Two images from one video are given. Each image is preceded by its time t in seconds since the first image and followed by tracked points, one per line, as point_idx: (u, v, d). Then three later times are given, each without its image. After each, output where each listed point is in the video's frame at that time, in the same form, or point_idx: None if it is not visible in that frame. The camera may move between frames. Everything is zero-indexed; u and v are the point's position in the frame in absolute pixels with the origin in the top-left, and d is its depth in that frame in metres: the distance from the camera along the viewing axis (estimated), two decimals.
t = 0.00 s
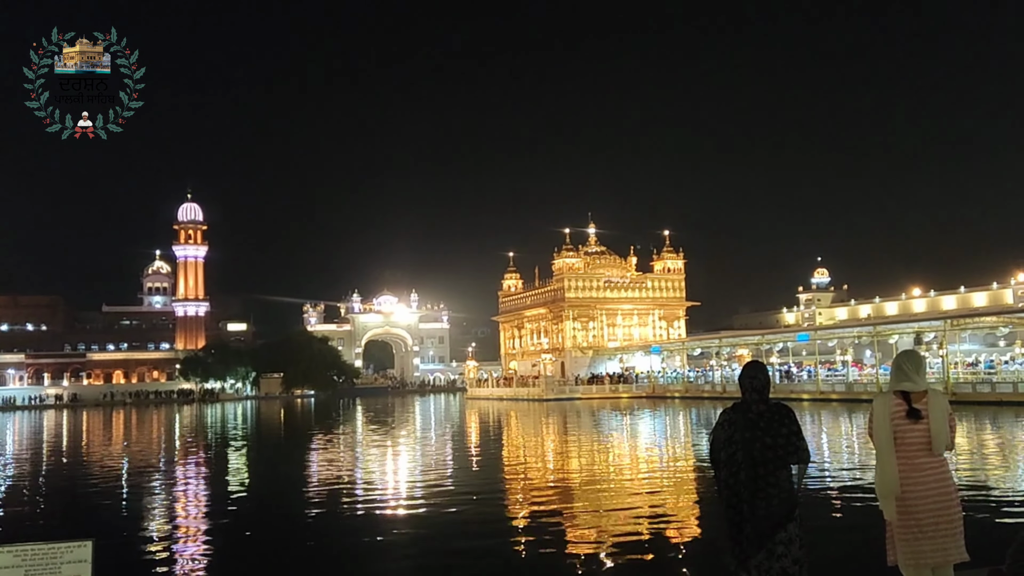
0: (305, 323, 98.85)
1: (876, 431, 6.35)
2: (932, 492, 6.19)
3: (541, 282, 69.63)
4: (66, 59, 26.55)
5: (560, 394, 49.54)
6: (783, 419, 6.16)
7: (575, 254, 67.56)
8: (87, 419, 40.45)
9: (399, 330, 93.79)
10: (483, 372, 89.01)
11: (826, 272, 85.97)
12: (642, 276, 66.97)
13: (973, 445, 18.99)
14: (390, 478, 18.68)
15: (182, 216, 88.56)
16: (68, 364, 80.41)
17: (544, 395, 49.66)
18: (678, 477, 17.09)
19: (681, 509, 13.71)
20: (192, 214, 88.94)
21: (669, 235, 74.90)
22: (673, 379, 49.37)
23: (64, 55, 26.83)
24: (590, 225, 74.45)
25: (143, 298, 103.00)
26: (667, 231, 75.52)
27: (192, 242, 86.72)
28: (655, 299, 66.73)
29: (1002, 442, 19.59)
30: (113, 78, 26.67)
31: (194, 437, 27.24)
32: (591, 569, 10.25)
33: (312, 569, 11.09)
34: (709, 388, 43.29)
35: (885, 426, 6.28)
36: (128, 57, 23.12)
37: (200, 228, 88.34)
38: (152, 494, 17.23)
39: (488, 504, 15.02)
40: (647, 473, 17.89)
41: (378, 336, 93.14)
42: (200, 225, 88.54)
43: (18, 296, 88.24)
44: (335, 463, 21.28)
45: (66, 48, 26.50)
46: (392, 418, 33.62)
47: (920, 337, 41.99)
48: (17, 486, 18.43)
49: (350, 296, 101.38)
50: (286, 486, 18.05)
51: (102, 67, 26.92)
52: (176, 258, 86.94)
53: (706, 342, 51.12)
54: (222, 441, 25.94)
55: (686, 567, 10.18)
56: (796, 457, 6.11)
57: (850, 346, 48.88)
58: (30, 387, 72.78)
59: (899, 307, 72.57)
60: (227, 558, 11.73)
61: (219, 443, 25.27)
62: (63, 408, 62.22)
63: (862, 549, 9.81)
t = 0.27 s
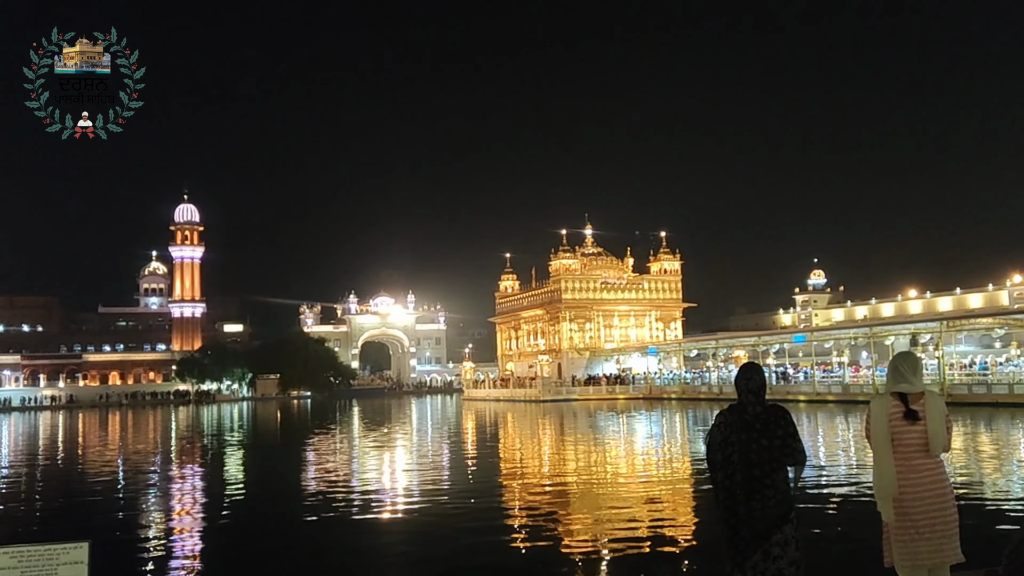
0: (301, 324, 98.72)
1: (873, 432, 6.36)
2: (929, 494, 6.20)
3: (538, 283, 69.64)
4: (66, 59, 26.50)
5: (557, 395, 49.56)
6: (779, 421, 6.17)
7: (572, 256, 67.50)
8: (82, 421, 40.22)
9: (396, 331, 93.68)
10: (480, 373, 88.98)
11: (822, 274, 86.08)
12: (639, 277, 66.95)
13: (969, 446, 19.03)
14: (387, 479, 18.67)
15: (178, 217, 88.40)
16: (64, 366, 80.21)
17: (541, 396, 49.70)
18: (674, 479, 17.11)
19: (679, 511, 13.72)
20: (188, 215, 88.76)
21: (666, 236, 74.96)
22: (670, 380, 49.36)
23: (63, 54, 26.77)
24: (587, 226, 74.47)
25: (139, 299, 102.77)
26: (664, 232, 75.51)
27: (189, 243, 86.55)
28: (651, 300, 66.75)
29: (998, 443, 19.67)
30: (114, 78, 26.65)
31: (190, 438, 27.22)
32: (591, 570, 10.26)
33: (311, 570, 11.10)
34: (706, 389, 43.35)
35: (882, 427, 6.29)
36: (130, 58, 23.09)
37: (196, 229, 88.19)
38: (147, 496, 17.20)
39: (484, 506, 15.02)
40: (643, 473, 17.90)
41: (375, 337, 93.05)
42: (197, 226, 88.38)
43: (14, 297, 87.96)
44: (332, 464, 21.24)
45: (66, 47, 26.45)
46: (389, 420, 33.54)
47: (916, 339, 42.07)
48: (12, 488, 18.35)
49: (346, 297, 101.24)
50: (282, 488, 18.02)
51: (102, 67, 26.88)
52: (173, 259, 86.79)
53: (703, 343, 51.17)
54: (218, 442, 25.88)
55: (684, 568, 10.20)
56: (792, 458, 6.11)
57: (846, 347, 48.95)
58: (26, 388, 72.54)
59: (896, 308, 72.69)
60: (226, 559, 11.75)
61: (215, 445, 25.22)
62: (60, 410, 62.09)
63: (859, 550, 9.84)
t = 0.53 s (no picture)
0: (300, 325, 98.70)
1: (870, 434, 6.36)
2: (927, 495, 6.20)
3: (536, 283, 69.64)
4: (66, 59, 26.47)
5: (555, 396, 49.59)
6: (777, 422, 6.16)
7: (571, 257, 67.32)
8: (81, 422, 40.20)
9: (394, 332, 93.62)
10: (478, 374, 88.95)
11: (821, 275, 86.12)
12: (638, 278, 66.94)
13: (968, 447, 19.02)
14: (385, 480, 18.67)
15: (176, 219, 88.31)
16: (62, 367, 80.07)
17: (540, 398, 49.73)
18: (673, 479, 17.10)
19: (676, 511, 13.73)
20: (186, 216, 88.68)
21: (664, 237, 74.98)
22: (669, 381, 49.35)
23: (63, 55, 26.75)
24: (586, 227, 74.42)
25: (137, 300, 102.68)
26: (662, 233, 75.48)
27: (187, 244, 86.47)
28: (650, 301, 66.76)
29: (997, 444, 19.65)
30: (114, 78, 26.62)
31: (188, 439, 27.26)
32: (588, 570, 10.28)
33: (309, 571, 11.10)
34: (704, 390, 43.37)
35: (880, 428, 6.29)
36: (130, 58, 23.06)
37: (194, 230, 88.15)
38: (145, 497, 17.23)
39: (482, 507, 15.02)
40: (642, 474, 17.90)
41: (373, 338, 93.03)
42: (195, 228, 88.32)
43: (12, 299, 87.81)
44: (330, 465, 21.23)
45: (66, 48, 26.43)
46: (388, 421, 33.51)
47: (914, 340, 42.06)
48: (10, 489, 18.39)
49: (345, 298, 101.18)
50: (280, 489, 18.03)
51: (102, 67, 26.86)
52: (171, 260, 86.73)
53: (702, 344, 51.15)
54: (216, 443, 25.91)
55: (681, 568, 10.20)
56: (790, 459, 6.11)
57: (844, 348, 48.98)
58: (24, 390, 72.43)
59: (894, 309, 72.70)
60: (224, 560, 11.76)
61: (213, 446, 25.24)
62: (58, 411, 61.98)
63: (858, 550, 9.84)
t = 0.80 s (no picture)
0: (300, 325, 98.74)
1: (871, 434, 6.35)
2: (928, 496, 6.19)
3: (536, 284, 69.66)
4: (66, 59, 26.46)
5: (555, 397, 49.61)
6: (776, 423, 6.16)
7: (571, 257, 66.83)
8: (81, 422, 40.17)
9: (394, 332, 93.59)
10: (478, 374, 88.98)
11: (821, 275, 86.14)
12: (637, 278, 66.93)
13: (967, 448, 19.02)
14: (385, 481, 18.68)
15: (176, 219, 88.27)
16: (61, 367, 80.03)
17: (540, 398, 49.79)
18: (673, 480, 17.09)
19: (676, 512, 13.73)
20: (186, 216, 88.61)
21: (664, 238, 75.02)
22: (669, 382, 49.36)
23: (63, 55, 26.74)
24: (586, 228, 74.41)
25: (137, 300, 102.69)
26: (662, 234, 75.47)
27: (187, 245, 86.44)
28: (650, 301, 66.75)
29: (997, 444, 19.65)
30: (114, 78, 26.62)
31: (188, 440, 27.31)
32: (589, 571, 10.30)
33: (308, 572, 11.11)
34: (704, 391, 43.39)
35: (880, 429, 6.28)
36: (130, 58, 23.07)
37: (195, 230, 88.13)
38: (145, 497, 17.28)
39: (481, 507, 15.02)
40: (642, 475, 17.90)
41: (373, 339, 93.00)
42: (195, 228, 88.29)
43: (11, 299, 87.70)
44: (330, 466, 21.24)
45: (66, 48, 26.43)
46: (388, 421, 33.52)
47: (914, 340, 42.08)
48: (11, 489, 18.44)
49: (345, 299, 101.19)
50: (280, 489, 18.05)
51: (101, 67, 26.85)
52: (171, 260, 86.74)
53: (702, 345, 51.14)
54: (216, 444, 25.96)
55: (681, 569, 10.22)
56: (790, 460, 6.10)
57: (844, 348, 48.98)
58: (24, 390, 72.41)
59: (894, 310, 72.70)
60: (224, 560, 11.79)
61: (213, 446, 25.29)
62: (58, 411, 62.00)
63: (858, 551, 9.84)
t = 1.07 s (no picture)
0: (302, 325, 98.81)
1: (872, 435, 6.35)
2: (930, 496, 6.19)
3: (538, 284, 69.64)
4: (66, 59, 26.49)
5: (557, 397, 49.62)
6: (778, 423, 6.16)
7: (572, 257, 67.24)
8: (83, 423, 40.18)
9: (396, 333, 93.60)
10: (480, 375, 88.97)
11: (822, 276, 86.05)
12: (639, 279, 66.92)
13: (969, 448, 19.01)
14: (386, 481, 18.69)
15: (178, 219, 88.24)
16: (63, 368, 80.03)
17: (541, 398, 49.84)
18: (674, 480, 17.08)
19: (677, 512, 13.72)
20: (188, 216, 88.62)
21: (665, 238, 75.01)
22: (670, 382, 49.34)
23: (63, 55, 26.77)
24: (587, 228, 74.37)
25: (139, 300, 102.76)
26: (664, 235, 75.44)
27: (189, 244, 86.42)
28: (652, 301, 66.72)
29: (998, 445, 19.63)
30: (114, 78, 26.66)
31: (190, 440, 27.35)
32: (590, 570, 10.33)
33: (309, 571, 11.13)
34: (706, 391, 43.35)
35: (882, 429, 6.28)
36: (131, 58, 23.08)
37: (196, 230, 88.11)
38: (146, 496, 17.31)
39: (483, 507, 15.01)
40: (643, 476, 17.88)
41: (375, 339, 93.01)
42: (197, 228, 88.27)
43: (13, 299, 87.63)
44: (331, 466, 21.25)
45: (66, 47, 26.46)
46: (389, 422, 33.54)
47: (916, 340, 42.02)
48: (12, 488, 18.49)
49: (346, 299, 101.23)
50: (281, 489, 18.07)
51: (101, 67, 26.88)
52: (173, 260, 86.76)
53: (703, 345, 51.06)
54: (217, 444, 25.99)
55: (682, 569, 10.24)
56: (792, 460, 6.10)
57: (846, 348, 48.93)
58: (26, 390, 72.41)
59: (896, 310, 72.61)
60: (225, 560, 11.81)
61: (214, 446, 25.33)
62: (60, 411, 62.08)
63: (859, 552, 9.83)
